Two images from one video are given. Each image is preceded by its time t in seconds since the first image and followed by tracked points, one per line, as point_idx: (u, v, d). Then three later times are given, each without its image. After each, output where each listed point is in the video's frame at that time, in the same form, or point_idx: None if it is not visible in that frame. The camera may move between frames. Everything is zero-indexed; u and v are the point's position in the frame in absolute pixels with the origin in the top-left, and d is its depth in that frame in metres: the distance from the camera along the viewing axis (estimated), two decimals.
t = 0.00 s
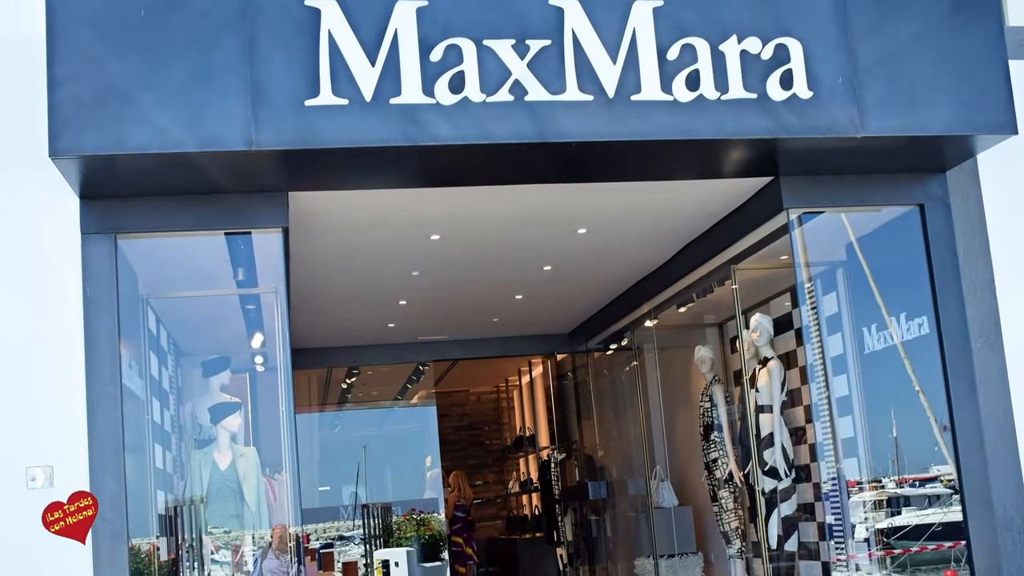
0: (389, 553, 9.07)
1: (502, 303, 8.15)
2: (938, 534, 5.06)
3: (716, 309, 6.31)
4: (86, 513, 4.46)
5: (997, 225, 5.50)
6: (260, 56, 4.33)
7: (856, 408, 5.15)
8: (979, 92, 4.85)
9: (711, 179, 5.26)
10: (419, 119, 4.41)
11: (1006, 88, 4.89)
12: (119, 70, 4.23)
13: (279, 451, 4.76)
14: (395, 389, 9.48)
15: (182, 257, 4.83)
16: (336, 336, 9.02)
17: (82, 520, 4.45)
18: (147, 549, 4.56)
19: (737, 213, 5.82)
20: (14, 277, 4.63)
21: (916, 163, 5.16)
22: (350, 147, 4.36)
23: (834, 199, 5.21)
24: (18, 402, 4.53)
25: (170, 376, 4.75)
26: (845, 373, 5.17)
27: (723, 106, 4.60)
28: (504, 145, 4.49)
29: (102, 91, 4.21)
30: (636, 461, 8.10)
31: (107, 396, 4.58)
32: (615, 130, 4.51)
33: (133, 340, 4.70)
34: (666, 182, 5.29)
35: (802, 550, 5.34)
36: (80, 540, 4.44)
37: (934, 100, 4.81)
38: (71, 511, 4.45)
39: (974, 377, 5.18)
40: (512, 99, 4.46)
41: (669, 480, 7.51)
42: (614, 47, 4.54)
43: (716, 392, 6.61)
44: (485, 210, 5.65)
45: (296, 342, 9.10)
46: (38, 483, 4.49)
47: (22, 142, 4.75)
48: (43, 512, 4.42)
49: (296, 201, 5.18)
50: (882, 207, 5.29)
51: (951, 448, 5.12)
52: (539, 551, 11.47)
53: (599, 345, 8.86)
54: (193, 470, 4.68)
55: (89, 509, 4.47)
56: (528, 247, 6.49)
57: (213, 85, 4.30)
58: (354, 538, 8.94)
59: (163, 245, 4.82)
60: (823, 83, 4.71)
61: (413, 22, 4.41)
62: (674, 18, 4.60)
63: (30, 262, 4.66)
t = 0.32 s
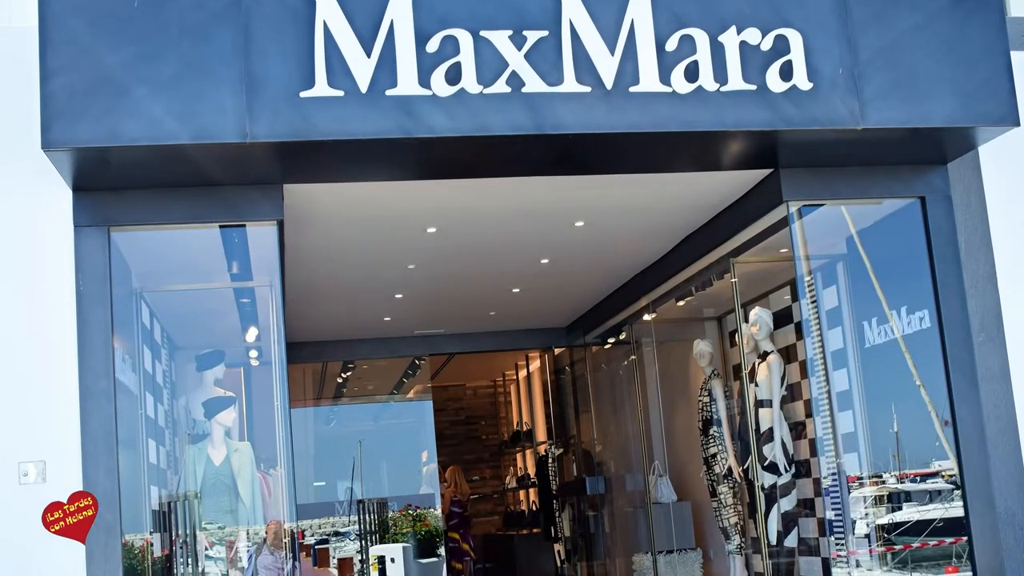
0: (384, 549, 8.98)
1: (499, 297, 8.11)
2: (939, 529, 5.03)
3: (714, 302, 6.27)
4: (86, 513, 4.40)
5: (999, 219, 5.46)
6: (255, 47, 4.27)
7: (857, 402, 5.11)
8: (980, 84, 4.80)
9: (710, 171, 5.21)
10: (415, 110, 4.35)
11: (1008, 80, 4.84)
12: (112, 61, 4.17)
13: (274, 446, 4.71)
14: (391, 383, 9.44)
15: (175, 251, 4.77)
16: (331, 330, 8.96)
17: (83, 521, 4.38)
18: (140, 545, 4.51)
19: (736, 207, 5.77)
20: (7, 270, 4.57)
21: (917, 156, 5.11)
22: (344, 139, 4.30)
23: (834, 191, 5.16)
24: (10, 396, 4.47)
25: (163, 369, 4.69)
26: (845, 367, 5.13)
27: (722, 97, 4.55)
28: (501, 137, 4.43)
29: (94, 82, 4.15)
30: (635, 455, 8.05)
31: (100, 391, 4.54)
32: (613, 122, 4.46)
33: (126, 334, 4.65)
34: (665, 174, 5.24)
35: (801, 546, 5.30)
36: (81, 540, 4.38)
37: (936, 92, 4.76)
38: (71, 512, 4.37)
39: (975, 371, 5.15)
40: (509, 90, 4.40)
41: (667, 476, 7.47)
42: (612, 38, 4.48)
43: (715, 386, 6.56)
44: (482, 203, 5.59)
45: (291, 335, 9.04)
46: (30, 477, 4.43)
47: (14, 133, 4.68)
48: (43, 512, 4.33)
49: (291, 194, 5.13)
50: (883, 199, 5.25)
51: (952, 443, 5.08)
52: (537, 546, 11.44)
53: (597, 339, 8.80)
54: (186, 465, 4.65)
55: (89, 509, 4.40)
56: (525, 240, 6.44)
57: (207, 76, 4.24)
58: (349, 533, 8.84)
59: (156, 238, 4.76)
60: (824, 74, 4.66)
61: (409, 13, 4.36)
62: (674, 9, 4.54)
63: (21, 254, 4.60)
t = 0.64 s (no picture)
0: (379, 543, 8.96)
1: (495, 289, 8.06)
2: (939, 523, 4.99)
3: (713, 294, 6.21)
4: (86, 513, 4.39)
5: (998, 210, 5.42)
6: (248, 36, 4.21)
7: (857, 395, 5.07)
8: (981, 73, 4.75)
9: (709, 162, 5.16)
10: (410, 100, 4.29)
11: (1009, 69, 4.79)
12: (104, 50, 4.11)
13: (268, 439, 4.66)
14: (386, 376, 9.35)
15: (168, 242, 4.71)
16: (325, 323, 8.91)
17: (83, 521, 4.37)
18: (133, 540, 4.45)
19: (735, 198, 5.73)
20: None
21: (918, 146, 5.06)
22: (339, 129, 4.24)
23: (834, 182, 5.12)
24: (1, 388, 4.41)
25: (156, 362, 4.64)
26: (845, 359, 5.09)
27: (721, 88, 4.50)
28: (498, 127, 4.38)
29: (86, 72, 4.09)
30: (632, 448, 8.00)
31: (92, 383, 4.48)
32: (611, 112, 4.40)
33: (118, 326, 4.59)
34: (663, 165, 5.19)
35: (800, 540, 5.29)
36: (80, 540, 4.36)
37: (937, 82, 4.71)
38: (71, 512, 4.37)
39: (976, 362, 5.10)
40: (505, 80, 4.35)
41: (665, 469, 7.43)
42: (609, 27, 4.42)
43: (714, 379, 6.52)
44: (478, 193, 5.54)
45: (286, 327, 8.98)
46: (21, 471, 4.36)
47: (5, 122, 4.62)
48: (42, 512, 4.34)
49: (286, 184, 5.08)
50: (883, 190, 5.20)
51: (953, 437, 5.04)
52: (533, 540, 11.43)
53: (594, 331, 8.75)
54: (179, 458, 4.59)
55: (89, 509, 4.39)
56: (521, 231, 6.39)
57: (200, 65, 4.18)
58: (344, 527, 8.80)
59: (149, 229, 4.70)
60: (824, 64, 4.60)
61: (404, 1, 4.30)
62: None
63: (13, 246, 4.53)
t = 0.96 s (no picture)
0: (373, 535, 8.84)
1: (490, 278, 8.01)
2: (938, 516, 4.95)
3: (710, 283, 6.17)
4: (86, 513, 4.33)
5: (996, 200, 5.38)
6: (240, 23, 4.15)
7: (855, 386, 5.04)
8: (982, 61, 4.71)
9: (706, 150, 5.11)
10: (405, 88, 4.23)
11: (1009, 57, 4.74)
12: (95, 36, 4.04)
13: (261, 430, 4.61)
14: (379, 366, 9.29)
15: (160, 231, 4.65)
16: (319, 313, 8.86)
17: (83, 521, 4.32)
18: (124, 532, 4.40)
19: (733, 187, 5.68)
20: None
21: (917, 134, 5.02)
22: (332, 117, 4.18)
23: (833, 171, 5.08)
24: None
25: (148, 352, 4.58)
26: (844, 350, 5.05)
27: (719, 75, 4.44)
28: (494, 115, 4.32)
29: (78, 59, 4.03)
30: (629, 439, 7.93)
31: (83, 373, 4.42)
32: (608, 100, 4.35)
33: (109, 316, 4.53)
34: (660, 153, 5.14)
35: (798, 533, 5.25)
36: (81, 540, 4.32)
37: (937, 69, 4.66)
38: (71, 512, 4.32)
39: (976, 352, 5.06)
40: (500, 68, 4.29)
41: (662, 461, 7.40)
42: (606, 14, 4.36)
43: (711, 369, 6.53)
44: (473, 182, 5.49)
45: (280, 317, 8.93)
46: (12, 462, 4.30)
47: None
48: (42, 513, 4.29)
49: (279, 172, 5.02)
50: (882, 178, 5.16)
51: (953, 428, 5.00)
52: (529, 532, 11.40)
53: (590, 321, 8.72)
54: (171, 450, 4.54)
55: (89, 509, 4.34)
56: (516, 220, 6.34)
57: (192, 53, 4.11)
58: (338, 520, 8.77)
59: (140, 218, 4.64)
60: (823, 51, 4.55)
61: None
62: None
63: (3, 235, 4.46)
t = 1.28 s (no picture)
0: (367, 526, 8.78)
1: (484, 266, 7.94)
2: (937, 506, 4.93)
3: (706, 271, 6.11)
4: (86, 514, 4.30)
5: (996, 188, 5.34)
6: (231, 8, 4.08)
7: (853, 374, 5.00)
8: (981, 47, 4.65)
9: (703, 137, 5.06)
10: (398, 74, 4.17)
11: (1009, 43, 4.69)
12: (85, 22, 3.97)
13: (253, 419, 4.55)
14: (373, 355, 9.22)
15: (151, 218, 4.59)
16: (312, 301, 8.80)
17: (83, 521, 4.29)
18: (115, 522, 4.35)
19: (730, 174, 5.64)
20: None
21: (915, 120, 4.97)
22: (325, 103, 4.12)
23: (830, 158, 5.04)
24: None
25: (139, 341, 4.52)
26: (842, 339, 5.02)
27: (716, 62, 4.39)
28: (489, 102, 4.26)
29: (68, 45, 3.96)
30: (625, 429, 7.84)
31: (73, 362, 4.37)
32: (604, 86, 4.29)
33: (100, 304, 4.48)
34: (657, 140, 5.09)
35: (797, 523, 5.18)
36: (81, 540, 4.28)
37: (936, 56, 4.61)
38: (71, 512, 4.28)
39: (975, 340, 5.03)
40: (495, 53, 4.23)
41: (658, 451, 7.31)
42: None
43: (708, 358, 6.51)
44: (468, 169, 5.43)
45: (273, 305, 8.87)
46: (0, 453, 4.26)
47: None
48: (42, 512, 4.25)
49: (271, 159, 4.96)
50: (881, 165, 5.12)
51: (952, 417, 4.97)
52: (523, 523, 11.34)
53: (585, 309, 8.67)
54: (162, 440, 4.48)
55: (89, 509, 4.31)
56: (511, 208, 6.28)
57: (183, 38, 4.05)
58: (331, 510, 8.60)
59: (131, 206, 4.58)
60: (822, 38, 4.50)
61: None
62: None
63: None
